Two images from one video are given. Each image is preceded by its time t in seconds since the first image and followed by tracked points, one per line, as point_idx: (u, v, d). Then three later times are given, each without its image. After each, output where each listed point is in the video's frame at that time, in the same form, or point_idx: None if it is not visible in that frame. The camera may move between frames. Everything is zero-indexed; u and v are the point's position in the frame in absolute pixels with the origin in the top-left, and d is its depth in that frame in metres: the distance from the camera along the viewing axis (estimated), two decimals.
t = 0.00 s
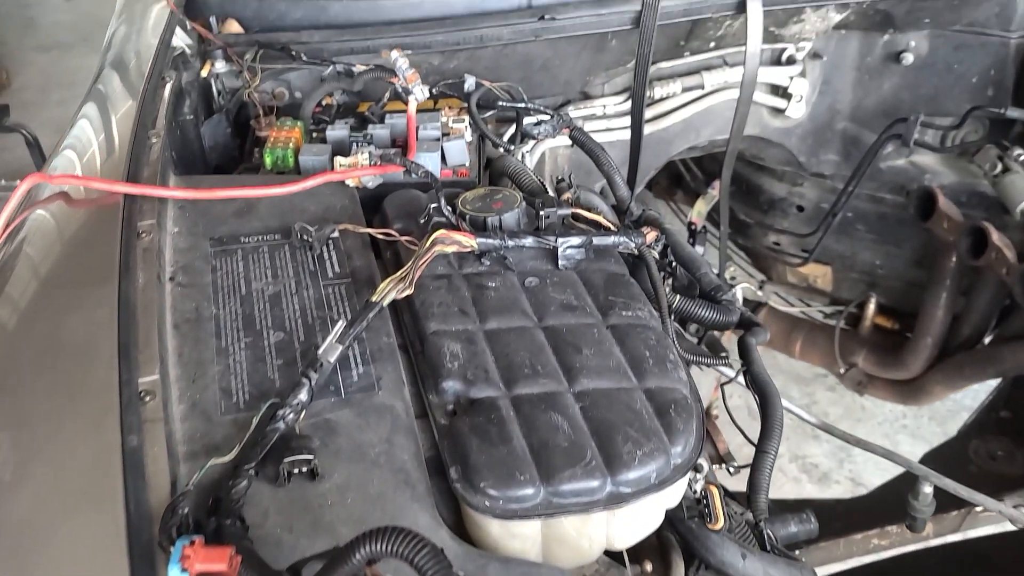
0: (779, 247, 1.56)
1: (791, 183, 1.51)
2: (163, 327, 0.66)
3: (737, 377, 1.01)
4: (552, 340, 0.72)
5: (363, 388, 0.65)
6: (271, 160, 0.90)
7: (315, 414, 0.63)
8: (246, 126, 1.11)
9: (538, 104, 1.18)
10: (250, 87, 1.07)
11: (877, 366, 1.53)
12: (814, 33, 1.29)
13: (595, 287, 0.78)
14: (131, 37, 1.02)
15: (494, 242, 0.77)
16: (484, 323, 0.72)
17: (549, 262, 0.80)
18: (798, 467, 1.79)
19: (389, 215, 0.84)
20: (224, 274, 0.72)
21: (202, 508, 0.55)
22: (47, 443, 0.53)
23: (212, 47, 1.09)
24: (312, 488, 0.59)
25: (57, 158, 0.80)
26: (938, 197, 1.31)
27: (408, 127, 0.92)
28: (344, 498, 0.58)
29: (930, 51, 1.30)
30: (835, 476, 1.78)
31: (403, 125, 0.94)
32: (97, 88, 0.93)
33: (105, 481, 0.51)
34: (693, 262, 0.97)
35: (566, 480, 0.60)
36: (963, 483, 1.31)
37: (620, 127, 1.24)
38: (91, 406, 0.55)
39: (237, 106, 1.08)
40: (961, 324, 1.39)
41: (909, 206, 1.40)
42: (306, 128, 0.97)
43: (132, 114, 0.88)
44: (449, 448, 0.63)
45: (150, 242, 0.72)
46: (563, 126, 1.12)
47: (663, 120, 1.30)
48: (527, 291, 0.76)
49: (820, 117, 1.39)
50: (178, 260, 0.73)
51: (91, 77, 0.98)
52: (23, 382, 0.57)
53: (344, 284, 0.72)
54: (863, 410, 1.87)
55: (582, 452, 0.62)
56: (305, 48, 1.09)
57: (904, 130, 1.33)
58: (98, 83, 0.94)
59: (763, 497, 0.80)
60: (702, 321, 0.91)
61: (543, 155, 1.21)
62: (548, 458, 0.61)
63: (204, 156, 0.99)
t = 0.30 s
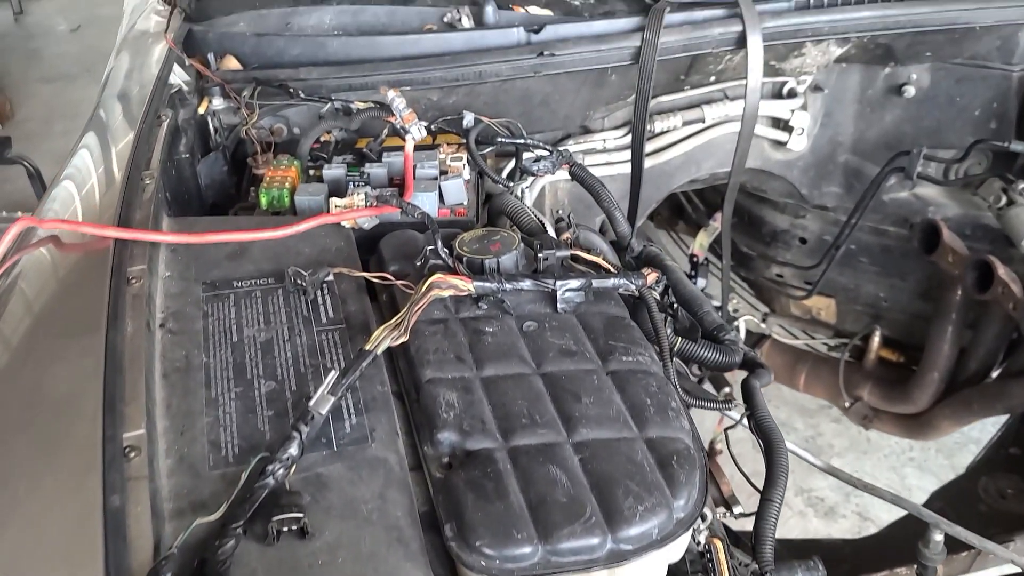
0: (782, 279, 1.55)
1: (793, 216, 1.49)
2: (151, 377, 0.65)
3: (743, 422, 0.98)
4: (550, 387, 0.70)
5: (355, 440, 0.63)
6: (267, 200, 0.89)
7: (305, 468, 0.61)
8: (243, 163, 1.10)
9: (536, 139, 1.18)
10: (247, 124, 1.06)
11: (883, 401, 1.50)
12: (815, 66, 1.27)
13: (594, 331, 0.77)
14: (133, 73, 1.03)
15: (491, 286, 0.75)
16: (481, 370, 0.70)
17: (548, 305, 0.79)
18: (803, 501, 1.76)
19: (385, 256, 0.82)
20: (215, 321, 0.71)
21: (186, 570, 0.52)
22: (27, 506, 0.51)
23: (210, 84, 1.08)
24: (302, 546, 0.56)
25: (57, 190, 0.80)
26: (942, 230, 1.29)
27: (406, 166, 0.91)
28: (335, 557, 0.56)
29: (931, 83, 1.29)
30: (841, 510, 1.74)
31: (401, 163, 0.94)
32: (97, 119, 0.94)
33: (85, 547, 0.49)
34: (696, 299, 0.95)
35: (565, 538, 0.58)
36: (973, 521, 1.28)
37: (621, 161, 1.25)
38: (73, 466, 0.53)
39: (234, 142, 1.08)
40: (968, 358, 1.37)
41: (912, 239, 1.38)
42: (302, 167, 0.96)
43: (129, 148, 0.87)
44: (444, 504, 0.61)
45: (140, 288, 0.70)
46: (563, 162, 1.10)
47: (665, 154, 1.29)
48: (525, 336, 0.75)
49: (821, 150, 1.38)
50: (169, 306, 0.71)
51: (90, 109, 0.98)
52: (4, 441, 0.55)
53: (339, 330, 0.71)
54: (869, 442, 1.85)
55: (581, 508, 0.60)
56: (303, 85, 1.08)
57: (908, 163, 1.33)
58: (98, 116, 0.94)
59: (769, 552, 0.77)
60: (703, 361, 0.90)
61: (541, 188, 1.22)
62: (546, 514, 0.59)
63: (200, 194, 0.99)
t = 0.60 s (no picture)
0: (785, 297, 1.54)
1: (796, 234, 1.48)
2: (146, 408, 0.64)
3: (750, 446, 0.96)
4: (553, 416, 0.69)
5: (354, 473, 0.62)
6: (266, 224, 0.88)
7: (303, 502, 0.59)
8: (243, 184, 1.11)
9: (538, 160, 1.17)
10: (247, 146, 1.06)
11: (888, 420, 1.48)
12: (820, 87, 1.28)
13: (598, 358, 0.75)
14: (135, 93, 1.03)
15: (492, 311, 0.74)
16: (482, 399, 0.69)
17: (550, 330, 0.77)
18: (808, 521, 1.74)
19: (385, 281, 0.81)
20: (212, 349, 0.70)
21: None
22: (15, 545, 0.50)
23: (210, 105, 1.07)
24: None
25: (57, 210, 0.79)
26: (948, 250, 1.28)
27: (405, 189, 0.91)
28: None
29: (934, 101, 1.28)
30: (848, 531, 1.72)
31: (401, 185, 0.93)
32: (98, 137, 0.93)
33: None
34: (700, 319, 0.93)
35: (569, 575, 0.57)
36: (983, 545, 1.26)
37: (622, 180, 1.25)
38: (64, 503, 0.52)
39: (233, 164, 1.07)
40: (975, 378, 1.35)
41: (917, 258, 1.37)
42: (302, 190, 0.95)
43: (129, 170, 0.86)
44: (445, 538, 0.59)
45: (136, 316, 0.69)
46: (564, 182, 1.09)
47: (667, 173, 1.29)
48: (527, 363, 0.74)
49: (824, 168, 1.37)
50: (164, 334, 0.70)
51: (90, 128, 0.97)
52: None
53: (338, 358, 0.70)
54: (874, 461, 1.82)
55: (586, 543, 0.58)
56: (303, 106, 1.07)
57: (912, 181, 1.31)
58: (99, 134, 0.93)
59: None
60: (708, 385, 0.89)
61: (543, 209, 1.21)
62: (550, 549, 0.58)
63: (198, 217, 0.98)
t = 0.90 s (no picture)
0: (789, 320, 1.53)
1: (799, 257, 1.47)
2: (145, 442, 0.63)
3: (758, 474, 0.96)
4: (559, 448, 0.68)
5: (357, 509, 0.61)
6: (267, 252, 0.88)
7: (304, 539, 0.58)
8: (244, 210, 1.11)
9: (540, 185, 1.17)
10: (249, 173, 1.06)
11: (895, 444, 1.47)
12: (820, 109, 1.25)
13: (603, 388, 0.74)
14: (137, 120, 1.02)
15: (496, 341, 0.73)
16: (486, 431, 0.68)
17: (554, 360, 0.77)
18: (815, 546, 1.72)
19: (388, 310, 0.80)
20: (213, 381, 0.69)
21: None
22: None
23: (211, 132, 1.07)
24: None
25: (60, 236, 0.78)
26: (953, 273, 1.27)
27: (407, 216, 0.90)
28: None
29: (935, 124, 1.28)
30: (855, 556, 1.70)
31: (403, 213, 0.92)
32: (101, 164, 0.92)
33: None
34: (706, 345, 0.93)
35: None
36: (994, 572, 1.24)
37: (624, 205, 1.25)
38: (60, 541, 0.51)
39: (235, 191, 1.09)
40: (981, 402, 1.34)
41: (921, 280, 1.36)
42: (304, 218, 0.95)
43: (131, 199, 0.86)
44: None
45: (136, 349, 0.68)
46: (567, 208, 1.07)
47: (669, 197, 1.29)
48: (531, 394, 0.73)
49: (827, 191, 1.37)
50: (165, 366, 0.69)
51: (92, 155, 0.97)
52: None
53: (340, 389, 0.69)
54: (880, 484, 1.81)
55: None
56: (304, 133, 1.07)
57: (914, 205, 1.31)
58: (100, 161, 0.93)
59: None
60: (713, 413, 0.89)
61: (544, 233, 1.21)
62: None
63: (199, 244, 0.97)
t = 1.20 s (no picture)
0: (795, 352, 1.52)
1: (803, 289, 1.46)
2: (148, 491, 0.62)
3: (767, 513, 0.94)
4: (567, 493, 0.66)
5: (362, 557, 0.59)
6: (271, 292, 0.88)
7: None
8: (248, 248, 1.11)
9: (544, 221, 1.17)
10: (253, 211, 1.07)
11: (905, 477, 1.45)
12: (823, 142, 1.26)
13: (610, 430, 0.73)
14: (143, 161, 1.05)
15: (502, 382, 0.72)
16: (493, 475, 0.67)
17: (561, 400, 0.76)
18: None
19: (392, 351, 0.80)
20: (217, 426, 0.68)
21: None
22: None
23: (215, 171, 1.08)
24: None
25: (68, 272, 0.82)
26: (959, 305, 1.27)
27: (412, 254, 0.90)
28: None
29: (937, 155, 1.29)
30: None
31: (407, 251, 0.92)
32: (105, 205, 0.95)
33: None
34: (713, 383, 0.92)
35: None
36: None
37: (628, 239, 1.25)
38: None
39: (239, 230, 1.09)
40: (992, 434, 1.32)
41: (928, 312, 1.36)
42: (308, 257, 0.94)
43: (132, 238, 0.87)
44: None
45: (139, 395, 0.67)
46: (571, 244, 1.09)
47: (673, 231, 1.28)
48: (538, 436, 0.72)
49: (831, 223, 1.37)
50: (168, 411, 0.68)
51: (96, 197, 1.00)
52: None
53: (344, 434, 0.68)
54: (891, 517, 1.78)
55: None
56: (309, 171, 1.07)
57: (919, 237, 1.32)
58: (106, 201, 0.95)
59: None
60: (723, 452, 0.88)
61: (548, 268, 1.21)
62: None
63: (203, 284, 0.97)
